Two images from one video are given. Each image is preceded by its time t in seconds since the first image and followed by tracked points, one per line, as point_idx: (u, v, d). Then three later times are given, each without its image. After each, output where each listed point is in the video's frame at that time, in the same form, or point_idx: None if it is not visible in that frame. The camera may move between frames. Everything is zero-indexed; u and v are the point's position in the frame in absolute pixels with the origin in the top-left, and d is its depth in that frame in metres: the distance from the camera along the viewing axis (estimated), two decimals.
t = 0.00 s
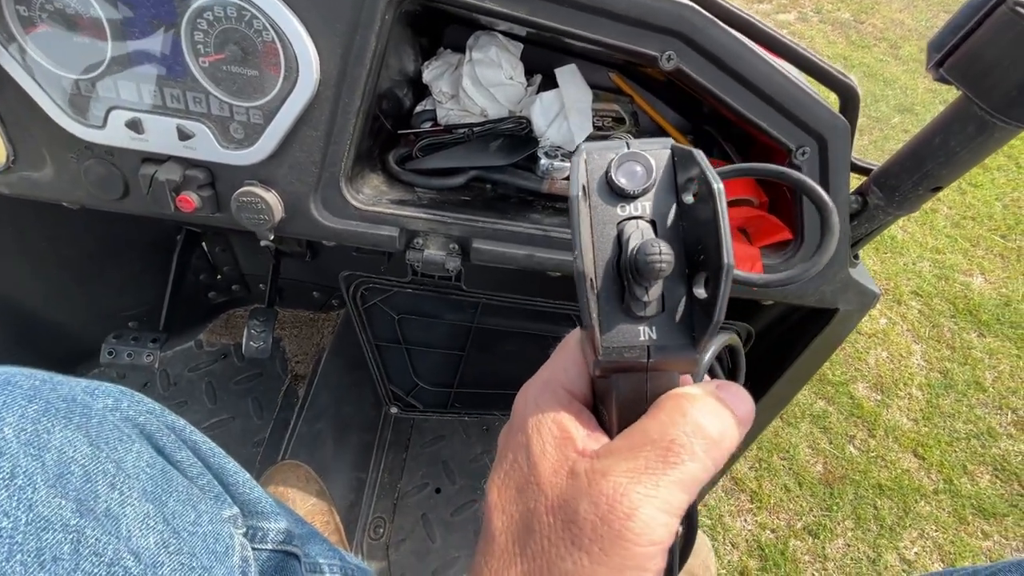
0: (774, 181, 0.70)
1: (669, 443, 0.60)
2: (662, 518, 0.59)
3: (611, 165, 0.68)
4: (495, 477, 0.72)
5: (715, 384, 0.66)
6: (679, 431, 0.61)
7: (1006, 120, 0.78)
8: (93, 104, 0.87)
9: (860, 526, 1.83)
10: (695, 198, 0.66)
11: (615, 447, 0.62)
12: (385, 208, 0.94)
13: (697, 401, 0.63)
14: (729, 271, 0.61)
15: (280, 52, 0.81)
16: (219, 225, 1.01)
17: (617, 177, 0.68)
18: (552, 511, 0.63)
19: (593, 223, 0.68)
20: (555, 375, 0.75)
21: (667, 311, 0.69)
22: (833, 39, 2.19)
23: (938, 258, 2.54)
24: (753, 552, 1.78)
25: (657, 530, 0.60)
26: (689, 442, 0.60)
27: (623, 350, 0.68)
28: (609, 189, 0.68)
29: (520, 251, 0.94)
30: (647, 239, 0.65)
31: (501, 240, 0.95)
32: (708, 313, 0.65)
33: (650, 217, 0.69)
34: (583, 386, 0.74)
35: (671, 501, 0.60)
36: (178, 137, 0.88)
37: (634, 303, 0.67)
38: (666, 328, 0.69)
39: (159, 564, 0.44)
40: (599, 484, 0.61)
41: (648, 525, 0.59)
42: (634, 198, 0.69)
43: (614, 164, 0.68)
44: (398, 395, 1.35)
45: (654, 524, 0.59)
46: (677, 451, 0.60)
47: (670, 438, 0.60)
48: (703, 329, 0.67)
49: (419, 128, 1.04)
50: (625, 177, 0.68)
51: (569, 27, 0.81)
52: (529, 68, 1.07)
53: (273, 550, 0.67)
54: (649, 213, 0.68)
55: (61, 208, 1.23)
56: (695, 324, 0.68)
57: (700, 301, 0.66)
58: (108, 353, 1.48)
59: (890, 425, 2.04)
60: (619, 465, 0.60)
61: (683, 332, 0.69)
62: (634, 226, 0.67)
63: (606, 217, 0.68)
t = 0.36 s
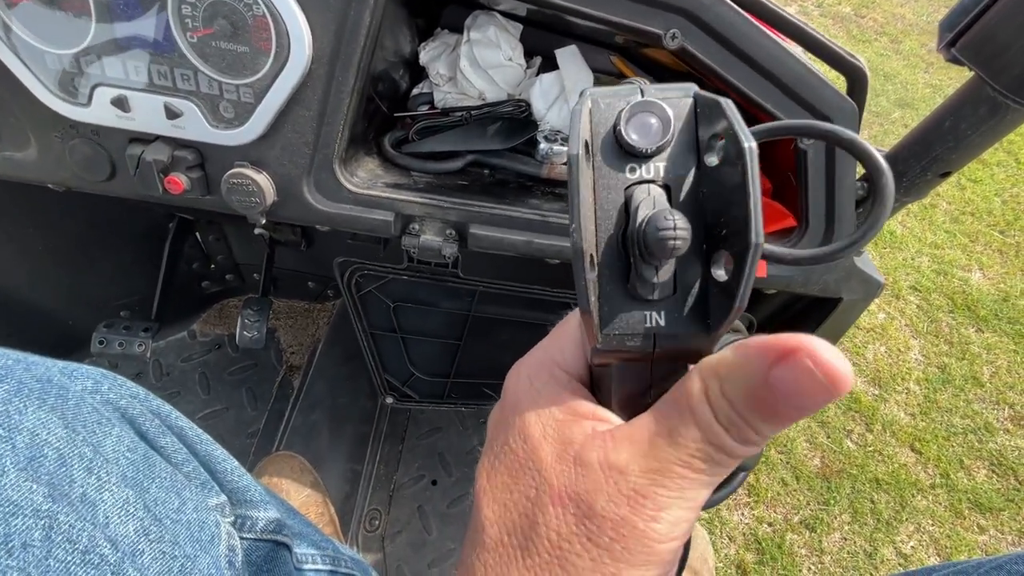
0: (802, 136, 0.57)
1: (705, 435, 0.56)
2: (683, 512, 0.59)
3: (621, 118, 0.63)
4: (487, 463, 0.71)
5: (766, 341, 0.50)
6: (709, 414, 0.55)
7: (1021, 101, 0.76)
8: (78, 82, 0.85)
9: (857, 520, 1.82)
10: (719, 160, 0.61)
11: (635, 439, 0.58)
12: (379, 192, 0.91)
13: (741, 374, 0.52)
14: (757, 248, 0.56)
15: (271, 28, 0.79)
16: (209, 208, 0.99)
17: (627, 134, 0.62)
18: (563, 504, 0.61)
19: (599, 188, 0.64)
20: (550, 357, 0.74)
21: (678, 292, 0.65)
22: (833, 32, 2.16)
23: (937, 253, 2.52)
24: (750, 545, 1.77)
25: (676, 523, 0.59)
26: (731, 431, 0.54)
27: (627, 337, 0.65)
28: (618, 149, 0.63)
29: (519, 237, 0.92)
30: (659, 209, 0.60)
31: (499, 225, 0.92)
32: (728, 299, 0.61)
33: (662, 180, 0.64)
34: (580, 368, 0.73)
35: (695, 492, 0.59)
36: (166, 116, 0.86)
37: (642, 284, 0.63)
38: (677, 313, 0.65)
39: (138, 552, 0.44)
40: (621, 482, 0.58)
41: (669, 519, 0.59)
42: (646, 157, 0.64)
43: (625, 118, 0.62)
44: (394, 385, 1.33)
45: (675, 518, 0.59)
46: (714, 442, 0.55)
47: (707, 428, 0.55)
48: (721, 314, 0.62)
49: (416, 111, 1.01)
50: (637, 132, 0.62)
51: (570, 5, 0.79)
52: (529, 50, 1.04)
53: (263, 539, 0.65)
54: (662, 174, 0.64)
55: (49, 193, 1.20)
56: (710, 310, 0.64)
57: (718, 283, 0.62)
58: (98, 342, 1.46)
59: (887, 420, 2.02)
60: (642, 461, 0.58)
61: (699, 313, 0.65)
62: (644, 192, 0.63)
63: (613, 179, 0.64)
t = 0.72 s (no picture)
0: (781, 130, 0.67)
1: (562, 411, 0.56)
2: (593, 480, 0.62)
3: (566, 116, 0.68)
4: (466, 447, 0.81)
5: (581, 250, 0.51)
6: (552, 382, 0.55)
7: (1016, 104, 0.76)
8: (76, 78, 0.85)
9: (852, 520, 1.82)
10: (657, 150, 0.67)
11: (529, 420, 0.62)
12: (378, 190, 0.91)
13: (569, 322, 0.52)
14: (693, 229, 0.60)
15: (270, 26, 0.79)
16: (207, 206, 0.99)
17: (572, 130, 0.68)
18: (497, 493, 0.68)
19: (546, 181, 0.68)
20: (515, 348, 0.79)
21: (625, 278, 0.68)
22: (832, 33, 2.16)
23: (934, 254, 2.53)
24: (746, 544, 1.78)
25: (589, 493, 0.63)
26: (584, 400, 0.55)
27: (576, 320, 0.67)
28: (564, 144, 0.68)
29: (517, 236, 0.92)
30: (600, 197, 0.65)
31: (497, 224, 0.92)
32: (672, 284, 0.63)
33: (607, 172, 0.69)
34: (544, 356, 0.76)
35: (597, 459, 0.61)
36: (164, 113, 0.86)
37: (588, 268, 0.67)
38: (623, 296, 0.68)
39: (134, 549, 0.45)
40: (525, 468, 0.63)
41: (580, 489, 0.62)
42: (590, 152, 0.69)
43: (569, 116, 0.68)
44: (392, 383, 1.33)
45: (587, 486, 0.62)
46: (576, 415, 0.56)
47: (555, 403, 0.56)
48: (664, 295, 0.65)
49: (414, 110, 1.01)
50: (582, 129, 0.68)
51: (570, 4, 0.80)
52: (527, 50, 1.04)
53: (259, 537, 0.65)
54: (607, 167, 0.70)
55: (46, 190, 1.20)
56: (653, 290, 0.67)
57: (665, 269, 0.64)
58: (96, 339, 1.46)
59: (883, 420, 2.03)
60: (534, 444, 0.61)
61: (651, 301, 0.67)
62: (589, 183, 0.68)
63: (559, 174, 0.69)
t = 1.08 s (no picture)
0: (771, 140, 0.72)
1: (545, 389, 0.58)
2: (578, 458, 0.62)
3: (552, 122, 0.69)
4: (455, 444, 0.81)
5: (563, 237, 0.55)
6: (535, 362, 0.57)
7: (1017, 104, 0.77)
8: (79, 76, 0.85)
9: (852, 519, 1.83)
10: (640, 153, 0.67)
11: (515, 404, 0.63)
12: (380, 189, 0.91)
13: (550, 302, 0.55)
14: (673, 225, 0.62)
15: (273, 24, 0.79)
16: (209, 204, 0.99)
17: (558, 134, 0.68)
18: (487, 478, 0.69)
19: (534, 184, 0.70)
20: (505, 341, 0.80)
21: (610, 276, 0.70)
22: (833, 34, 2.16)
23: (933, 254, 2.53)
24: (745, 544, 1.78)
25: (575, 471, 0.63)
26: (566, 377, 0.57)
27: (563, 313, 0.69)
28: (552, 148, 0.69)
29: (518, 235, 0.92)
30: (586, 197, 0.66)
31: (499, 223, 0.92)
32: (654, 278, 0.66)
33: (593, 175, 0.70)
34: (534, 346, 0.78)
35: (582, 438, 0.61)
36: (167, 111, 0.86)
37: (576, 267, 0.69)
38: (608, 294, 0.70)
39: (140, 545, 0.45)
40: (512, 451, 0.64)
41: (566, 467, 0.63)
42: (576, 155, 0.70)
43: (555, 121, 0.69)
44: (393, 382, 1.33)
45: (573, 464, 0.63)
46: (559, 394, 0.58)
47: (539, 383, 0.58)
48: (648, 290, 0.67)
49: (416, 109, 1.02)
50: (568, 133, 0.69)
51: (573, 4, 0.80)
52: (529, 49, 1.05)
53: (262, 533, 0.65)
54: (593, 170, 0.70)
55: (48, 188, 1.20)
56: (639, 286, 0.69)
57: (648, 265, 0.66)
58: (97, 337, 1.47)
59: (882, 420, 2.03)
60: (521, 427, 0.62)
61: (637, 293, 0.69)
62: (576, 184, 0.69)
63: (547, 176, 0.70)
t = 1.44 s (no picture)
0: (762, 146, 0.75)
1: (544, 380, 0.59)
2: (576, 448, 0.63)
3: (546, 128, 0.69)
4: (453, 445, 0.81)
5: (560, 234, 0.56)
6: (534, 353, 0.58)
7: (1017, 104, 0.76)
8: (79, 76, 0.85)
9: (852, 519, 1.83)
10: (632, 157, 0.68)
11: (514, 397, 0.64)
12: (380, 189, 0.91)
13: (549, 297, 0.56)
14: (664, 223, 0.62)
15: (273, 24, 0.79)
16: (208, 204, 0.99)
17: (552, 140, 0.69)
18: (485, 472, 0.69)
19: (529, 189, 0.70)
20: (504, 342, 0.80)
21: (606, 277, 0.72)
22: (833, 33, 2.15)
23: (933, 255, 2.53)
24: (745, 544, 1.78)
25: (573, 462, 0.64)
26: (565, 369, 0.58)
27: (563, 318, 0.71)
28: (546, 153, 0.70)
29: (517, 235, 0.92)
30: (579, 201, 0.67)
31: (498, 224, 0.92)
32: (647, 278, 0.66)
33: (587, 179, 0.70)
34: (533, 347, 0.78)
35: (580, 429, 0.62)
36: (167, 111, 0.86)
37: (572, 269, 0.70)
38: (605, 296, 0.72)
39: (139, 545, 0.45)
40: (511, 443, 0.64)
41: (564, 458, 0.63)
42: (570, 160, 0.70)
43: (549, 127, 0.69)
44: (392, 382, 1.33)
45: (571, 454, 0.63)
46: (558, 385, 0.59)
47: (538, 374, 0.58)
48: (642, 290, 0.68)
49: (417, 109, 1.01)
50: (562, 138, 0.69)
51: (573, 4, 0.80)
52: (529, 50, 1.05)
53: (261, 534, 0.65)
54: (587, 174, 0.70)
55: (48, 188, 1.20)
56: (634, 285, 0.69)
57: (639, 264, 0.68)
58: (97, 337, 1.47)
59: (882, 420, 2.03)
60: (520, 418, 0.62)
61: (631, 292, 0.69)
62: (570, 188, 0.69)
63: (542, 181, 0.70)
